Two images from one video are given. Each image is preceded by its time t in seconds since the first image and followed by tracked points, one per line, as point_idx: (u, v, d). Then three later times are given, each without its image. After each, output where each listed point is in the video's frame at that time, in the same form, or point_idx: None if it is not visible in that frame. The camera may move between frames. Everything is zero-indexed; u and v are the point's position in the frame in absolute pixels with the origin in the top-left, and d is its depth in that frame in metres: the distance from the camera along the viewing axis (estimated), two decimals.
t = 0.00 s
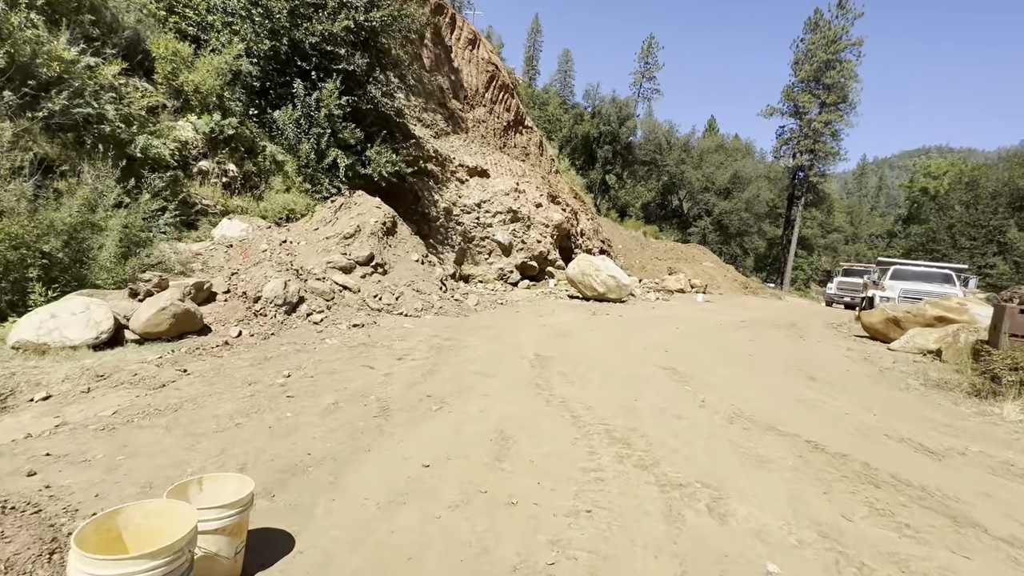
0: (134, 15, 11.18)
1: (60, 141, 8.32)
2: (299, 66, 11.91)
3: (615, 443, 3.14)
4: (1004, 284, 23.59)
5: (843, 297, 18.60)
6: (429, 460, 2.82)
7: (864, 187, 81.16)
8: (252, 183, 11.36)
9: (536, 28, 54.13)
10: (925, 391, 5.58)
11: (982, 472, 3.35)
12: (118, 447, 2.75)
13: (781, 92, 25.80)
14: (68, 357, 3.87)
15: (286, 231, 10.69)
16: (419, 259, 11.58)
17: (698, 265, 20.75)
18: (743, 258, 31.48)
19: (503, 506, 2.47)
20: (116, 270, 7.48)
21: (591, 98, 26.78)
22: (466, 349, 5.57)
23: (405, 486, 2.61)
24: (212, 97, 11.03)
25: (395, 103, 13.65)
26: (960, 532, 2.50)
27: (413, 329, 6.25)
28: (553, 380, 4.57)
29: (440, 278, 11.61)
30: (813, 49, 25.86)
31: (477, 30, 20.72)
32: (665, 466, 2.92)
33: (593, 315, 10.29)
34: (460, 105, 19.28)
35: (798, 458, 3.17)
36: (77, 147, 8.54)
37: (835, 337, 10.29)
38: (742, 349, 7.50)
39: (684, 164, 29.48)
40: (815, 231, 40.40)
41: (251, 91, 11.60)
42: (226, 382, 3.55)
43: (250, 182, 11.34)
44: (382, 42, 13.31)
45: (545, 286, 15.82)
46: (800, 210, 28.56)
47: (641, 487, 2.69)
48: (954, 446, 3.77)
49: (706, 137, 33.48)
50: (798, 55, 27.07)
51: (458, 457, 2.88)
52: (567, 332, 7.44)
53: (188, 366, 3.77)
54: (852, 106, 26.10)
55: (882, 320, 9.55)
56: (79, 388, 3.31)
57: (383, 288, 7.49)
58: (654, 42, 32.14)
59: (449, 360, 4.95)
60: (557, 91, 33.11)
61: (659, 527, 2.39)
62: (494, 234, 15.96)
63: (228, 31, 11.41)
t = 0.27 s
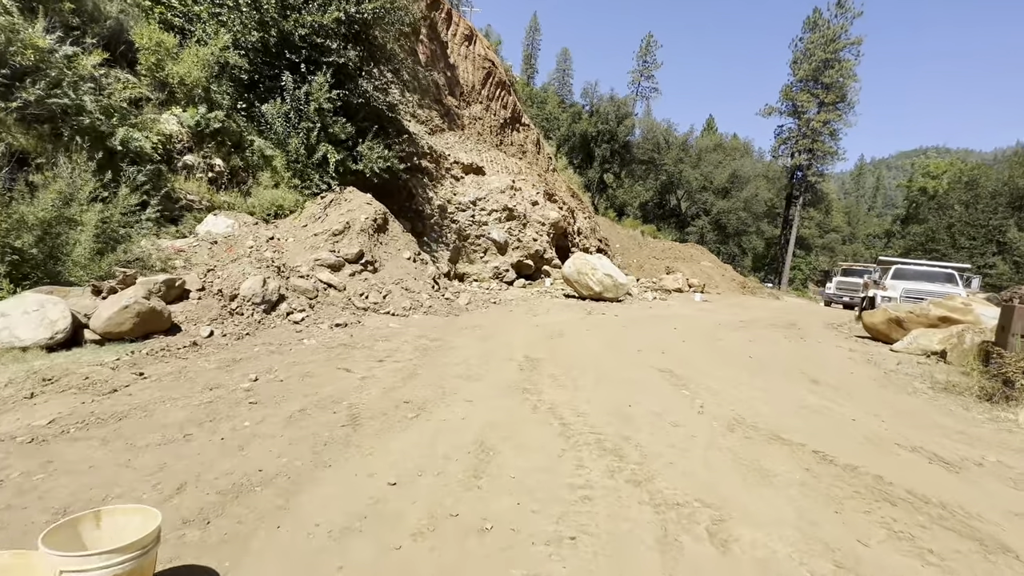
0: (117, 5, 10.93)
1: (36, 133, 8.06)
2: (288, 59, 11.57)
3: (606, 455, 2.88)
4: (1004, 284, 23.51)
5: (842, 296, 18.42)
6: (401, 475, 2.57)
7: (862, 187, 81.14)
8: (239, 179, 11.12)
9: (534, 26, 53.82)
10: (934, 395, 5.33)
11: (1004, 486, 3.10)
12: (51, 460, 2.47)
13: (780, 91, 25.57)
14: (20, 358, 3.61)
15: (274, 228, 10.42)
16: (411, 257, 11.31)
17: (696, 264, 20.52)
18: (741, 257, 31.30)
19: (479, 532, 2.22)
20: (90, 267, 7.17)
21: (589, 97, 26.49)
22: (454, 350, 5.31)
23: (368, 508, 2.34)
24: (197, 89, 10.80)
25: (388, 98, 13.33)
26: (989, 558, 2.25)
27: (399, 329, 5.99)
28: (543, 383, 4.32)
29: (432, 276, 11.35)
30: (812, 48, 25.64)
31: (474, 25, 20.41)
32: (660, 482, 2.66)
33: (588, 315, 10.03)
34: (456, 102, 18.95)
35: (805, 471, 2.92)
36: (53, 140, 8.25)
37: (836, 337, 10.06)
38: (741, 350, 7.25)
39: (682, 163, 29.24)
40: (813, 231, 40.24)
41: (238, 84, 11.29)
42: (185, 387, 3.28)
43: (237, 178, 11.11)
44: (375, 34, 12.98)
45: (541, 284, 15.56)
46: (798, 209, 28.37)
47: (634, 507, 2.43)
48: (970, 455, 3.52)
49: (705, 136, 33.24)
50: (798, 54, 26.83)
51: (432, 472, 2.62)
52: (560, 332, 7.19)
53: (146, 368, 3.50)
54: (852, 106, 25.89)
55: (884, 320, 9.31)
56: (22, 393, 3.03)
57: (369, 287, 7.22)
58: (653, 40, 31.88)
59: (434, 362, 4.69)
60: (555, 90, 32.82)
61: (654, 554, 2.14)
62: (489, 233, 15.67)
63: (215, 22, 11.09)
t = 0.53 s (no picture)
0: None
1: (11, 128, 7.96)
2: (278, 54, 11.28)
3: (594, 480, 2.62)
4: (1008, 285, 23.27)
5: (844, 297, 18.16)
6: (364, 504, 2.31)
7: (863, 187, 80.87)
8: (228, 177, 10.85)
9: (534, 24, 53.45)
10: (945, 404, 5.07)
11: None
12: None
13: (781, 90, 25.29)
14: None
15: (263, 227, 10.15)
16: (404, 257, 11.04)
17: (695, 265, 20.26)
18: (742, 257, 31.05)
19: None
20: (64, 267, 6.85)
21: (588, 96, 26.19)
22: (440, 356, 5.04)
23: (322, 546, 2.05)
24: (184, 85, 10.53)
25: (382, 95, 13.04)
26: None
27: (385, 333, 5.72)
28: (531, 393, 4.06)
29: (425, 277, 11.09)
30: (813, 47, 25.36)
31: (471, 23, 20.11)
32: (654, 512, 2.40)
33: (584, 317, 9.75)
34: (454, 100, 18.62)
35: (814, 497, 2.65)
36: (30, 135, 8.15)
37: (839, 340, 9.79)
38: (742, 355, 6.99)
39: (683, 162, 28.95)
40: (813, 231, 39.97)
41: (227, 80, 11.01)
42: (135, 402, 3.01)
43: (225, 176, 10.85)
44: (369, 29, 12.74)
45: (538, 285, 15.30)
46: (799, 209, 28.12)
47: (623, 543, 2.17)
48: (990, 474, 3.26)
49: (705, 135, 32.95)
50: (799, 53, 26.54)
51: (399, 501, 2.35)
52: (554, 336, 6.92)
53: (98, 381, 3.23)
54: (853, 105, 25.62)
55: (889, 323, 9.05)
56: None
57: (356, 288, 6.96)
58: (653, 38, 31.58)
59: (417, 370, 4.42)
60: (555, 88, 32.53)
61: None
62: (486, 232, 15.39)
63: (202, 15, 10.76)
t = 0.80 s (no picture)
0: None
1: None
2: (274, 44, 11.04)
3: (586, 493, 2.37)
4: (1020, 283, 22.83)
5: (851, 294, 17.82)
6: (328, 516, 2.07)
7: (870, 184, 80.08)
8: (221, 170, 10.60)
9: (538, 19, 52.98)
10: (963, 406, 4.80)
11: None
12: None
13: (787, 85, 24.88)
14: None
15: (257, 221, 9.94)
16: (401, 252, 10.80)
17: (699, 262, 19.95)
18: (747, 254, 30.69)
19: None
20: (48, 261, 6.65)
21: (592, 91, 25.85)
22: (430, 354, 4.80)
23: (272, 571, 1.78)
24: (177, 75, 10.36)
25: (380, 87, 12.79)
26: None
27: (374, 330, 5.48)
28: (523, 394, 3.82)
29: (423, 273, 10.86)
30: (820, 42, 24.93)
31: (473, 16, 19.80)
32: (651, 532, 2.15)
33: (585, 314, 9.50)
34: (455, 94, 18.34)
35: (829, 514, 2.40)
36: (16, 126, 7.86)
37: (848, 338, 9.50)
38: (748, 354, 6.72)
39: (687, 158, 28.57)
40: (820, 228, 39.51)
41: (222, 71, 10.80)
42: (89, 402, 2.76)
43: (219, 169, 10.61)
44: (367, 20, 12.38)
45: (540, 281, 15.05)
46: (806, 206, 27.71)
47: (615, 568, 1.92)
48: (1018, 484, 3.01)
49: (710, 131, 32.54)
50: (806, 47, 26.11)
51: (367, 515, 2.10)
52: (551, 333, 6.68)
53: (54, 380, 3.00)
54: (861, 100, 25.19)
55: (899, 321, 8.75)
56: None
57: (348, 283, 6.72)
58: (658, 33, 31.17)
59: (404, 369, 4.17)
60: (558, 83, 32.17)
61: None
62: (487, 228, 15.14)
63: (196, 6, 10.61)
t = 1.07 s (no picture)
0: None
1: None
2: (274, 37, 10.86)
3: (579, 517, 2.13)
4: None
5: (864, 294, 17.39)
6: (289, 540, 1.86)
7: (882, 182, 78.83)
8: (219, 164, 10.56)
9: (546, 16, 52.57)
10: (988, 414, 4.51)
11: None
12: None
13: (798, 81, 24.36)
14: None
15: (256, 217, 9.78)
16: (402, 249, 10.61)
17: (707, 260, 19.60)
18: (756, 253, 30.22)
19: None
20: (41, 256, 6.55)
21: (600, 88, 25.49)
22: (424, 355, 4.58)
23: None
24: (175, 68, 10.24)
25: (382, 82, 12.57)
26: None
27: (367, 329, 5.28)
28: (518, 399, 3.58)
29: (424, 270, 10.66)
30: (833, 37, 24.37)
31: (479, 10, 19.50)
32: (651, 564, 1.92)
33: (589, 313, 9.25)
34: (460, 90, 18.08)
35: (851, 543, 2.16)
36: (9, 121, 7.68)
37: (861, 340, 9.18)
38: (758, 356, 6.44)
39: (696, 155, 28.13)
40: (831, 226, 38.86)
41: (222, 65, 10.67)
42: (46, 407, 2.56)
43: (218, 164, 10.57)
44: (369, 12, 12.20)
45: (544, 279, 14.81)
46: (817, 204, 27.20)
47: None
48: None
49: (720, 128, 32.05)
50: (818, 43, 25.55)
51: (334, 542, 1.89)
52: (552, 333, 6.45)
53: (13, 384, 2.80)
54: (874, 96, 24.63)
55: (916, 323, 8.41)
56: None
57: (343, 280, 6.53)
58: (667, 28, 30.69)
59: (394, 371, 3.96)
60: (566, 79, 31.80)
61: None
62: (491, 225, 14.89)
63: None
